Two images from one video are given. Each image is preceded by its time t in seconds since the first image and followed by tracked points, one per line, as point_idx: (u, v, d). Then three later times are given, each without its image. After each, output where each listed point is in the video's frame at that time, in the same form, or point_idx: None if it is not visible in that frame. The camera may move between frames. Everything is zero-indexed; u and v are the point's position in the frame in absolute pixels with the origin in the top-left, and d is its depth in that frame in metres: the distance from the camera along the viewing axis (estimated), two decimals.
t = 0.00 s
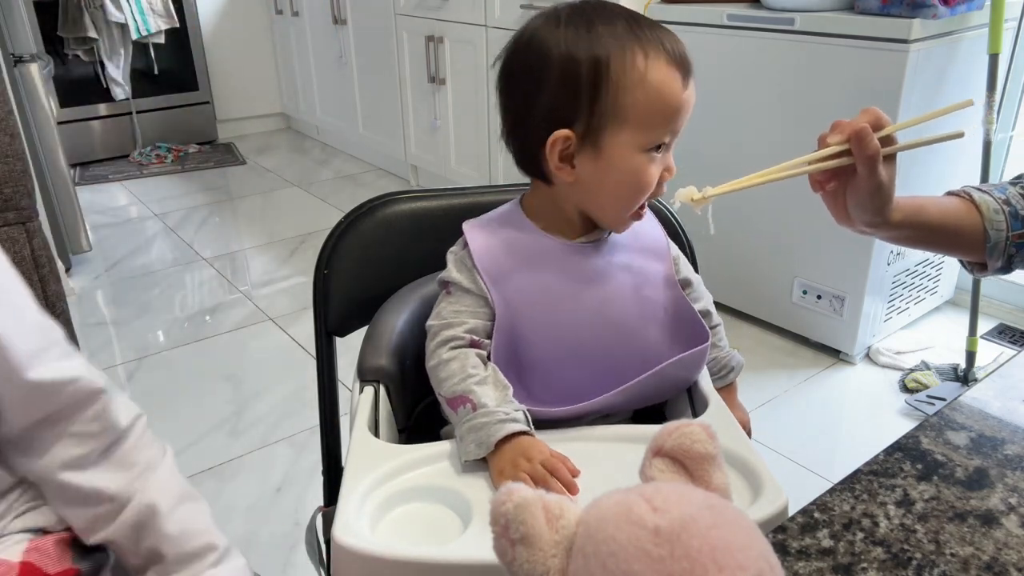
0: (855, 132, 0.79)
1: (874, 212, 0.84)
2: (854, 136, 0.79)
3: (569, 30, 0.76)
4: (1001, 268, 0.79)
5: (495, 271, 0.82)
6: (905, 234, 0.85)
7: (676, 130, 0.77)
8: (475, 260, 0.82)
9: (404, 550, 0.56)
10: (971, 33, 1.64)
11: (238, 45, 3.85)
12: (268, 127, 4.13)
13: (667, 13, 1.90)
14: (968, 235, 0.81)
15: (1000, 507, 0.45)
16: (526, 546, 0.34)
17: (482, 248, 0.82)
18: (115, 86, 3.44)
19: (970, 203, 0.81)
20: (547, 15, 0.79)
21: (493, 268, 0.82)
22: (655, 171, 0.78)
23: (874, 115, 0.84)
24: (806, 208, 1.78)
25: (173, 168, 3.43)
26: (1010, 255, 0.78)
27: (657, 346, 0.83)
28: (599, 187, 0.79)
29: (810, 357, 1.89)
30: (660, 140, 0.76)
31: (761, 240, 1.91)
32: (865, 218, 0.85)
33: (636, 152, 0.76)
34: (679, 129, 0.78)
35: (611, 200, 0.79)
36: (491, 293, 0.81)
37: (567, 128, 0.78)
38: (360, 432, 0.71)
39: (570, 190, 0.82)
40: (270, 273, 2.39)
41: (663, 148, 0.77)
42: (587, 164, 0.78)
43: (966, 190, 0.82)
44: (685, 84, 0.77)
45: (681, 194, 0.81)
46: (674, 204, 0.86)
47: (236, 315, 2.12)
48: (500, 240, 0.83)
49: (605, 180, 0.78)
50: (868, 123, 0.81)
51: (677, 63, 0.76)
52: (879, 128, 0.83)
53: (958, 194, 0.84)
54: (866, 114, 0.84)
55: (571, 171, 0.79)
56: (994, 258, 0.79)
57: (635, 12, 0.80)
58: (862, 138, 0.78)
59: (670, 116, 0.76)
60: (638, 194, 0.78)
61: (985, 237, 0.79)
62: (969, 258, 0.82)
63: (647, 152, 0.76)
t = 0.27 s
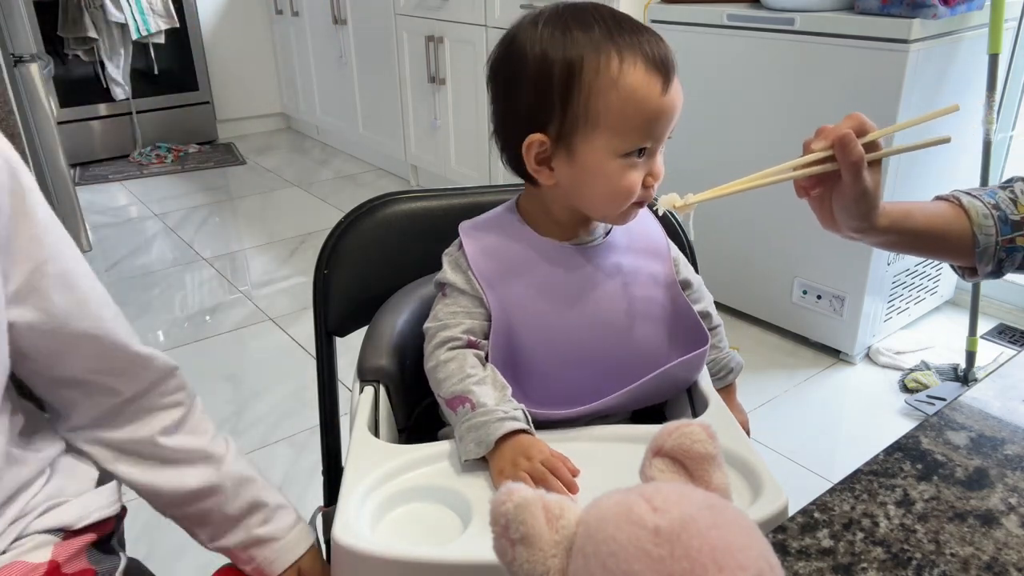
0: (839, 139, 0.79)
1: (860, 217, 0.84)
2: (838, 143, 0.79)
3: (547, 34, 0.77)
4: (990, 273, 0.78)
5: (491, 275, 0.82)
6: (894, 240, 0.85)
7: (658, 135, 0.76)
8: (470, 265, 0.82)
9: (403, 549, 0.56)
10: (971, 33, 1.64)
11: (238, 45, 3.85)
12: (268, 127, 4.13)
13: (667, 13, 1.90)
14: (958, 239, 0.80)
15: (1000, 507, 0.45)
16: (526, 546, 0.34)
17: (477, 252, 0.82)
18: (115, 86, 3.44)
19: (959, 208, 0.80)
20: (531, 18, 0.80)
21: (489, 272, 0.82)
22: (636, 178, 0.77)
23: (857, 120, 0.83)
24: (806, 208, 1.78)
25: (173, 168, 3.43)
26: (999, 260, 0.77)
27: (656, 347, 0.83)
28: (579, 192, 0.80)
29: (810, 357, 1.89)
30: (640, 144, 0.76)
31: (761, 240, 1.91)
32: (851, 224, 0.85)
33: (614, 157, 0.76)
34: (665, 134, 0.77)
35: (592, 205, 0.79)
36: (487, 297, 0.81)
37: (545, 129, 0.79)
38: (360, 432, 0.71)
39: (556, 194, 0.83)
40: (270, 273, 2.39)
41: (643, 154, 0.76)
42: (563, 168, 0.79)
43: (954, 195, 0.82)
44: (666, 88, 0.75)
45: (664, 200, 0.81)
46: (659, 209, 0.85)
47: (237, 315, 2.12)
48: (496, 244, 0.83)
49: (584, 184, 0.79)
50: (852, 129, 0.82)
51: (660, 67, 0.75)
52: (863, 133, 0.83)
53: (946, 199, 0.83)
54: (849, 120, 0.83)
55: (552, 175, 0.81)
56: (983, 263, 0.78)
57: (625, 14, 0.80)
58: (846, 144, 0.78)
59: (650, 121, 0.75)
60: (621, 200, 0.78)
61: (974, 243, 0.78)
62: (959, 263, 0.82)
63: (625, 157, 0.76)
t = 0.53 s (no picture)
0: (833, 141, 0.78)
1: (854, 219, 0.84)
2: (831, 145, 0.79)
3: (539, 33, 0.78)
4: (983, 275, 0.78)
5: (491, 275, 0.82)
6: (887, 241, 0.85)
7: (654, 133, 0.76)
8: (470, 265, 0.82)
9: (403, 549, 0.56)
10: (971, 33, 1.64)
11: (238, 45, 3.85)
12: (268, 127, 4.13)
13: (667, 13, 1.90)
14: (952, 240, 0.80)
15: (1000, 507, 0.45)
16: (526, 546, 0.34)
17: (477, 252, 0.82)
18: (115, 86, 3.44)
19: (953, 209, 0.80)
20: (526, 18, 0.80)
21: (489, 272, 0.82)
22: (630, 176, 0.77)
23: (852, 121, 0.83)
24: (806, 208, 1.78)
25: (173, 169, 3.43)
26: (993, 262, 0.77)
27: (656, 347, 0.83)
28: (573, 191, 0.80)
29: (810, 357, 1.89)
30: (632, 142, 0.75)
31: (761, 240, 1.91)
32: (846, 225, 0.85)
33: (605, 156, 0.76)
34: (661, 131, 0.77)
35: (586, 204, 0.79)
36: (487, 298, 0.81)
37: (537, 128, 0.80)
38: (360, 432, 0.71)
39: (552, 193, 0.83)
40: (270, 273, 2.39)
41: (637, 152, 0.76)
42: (556, 166, 0.80)
43: (949, 197, 0.81)
44: (659, 84, 0.75)
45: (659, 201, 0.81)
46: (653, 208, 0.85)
47: (236, 315, 2.12)
48: (496, 244, 0.83)
49: (578, 183, 0.79)
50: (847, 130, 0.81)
51: (652, 64, 0.75)
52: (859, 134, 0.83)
53: (940, 200, 0.83)
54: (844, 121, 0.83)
55: (547, 174, 0.81)
56: (977, 265, 0.78)
57: (619, 12, 0.79)
58: (841, 146, 0.78)
59: (642, 118, 0.74)
60: (614, 198, 0.77)
61: (968, 244, 0.78)
62: (954, 265, 0.82)
63: (617, 155, 0.76)
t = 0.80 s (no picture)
0: (827, 141, 0.78)
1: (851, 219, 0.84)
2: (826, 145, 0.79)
3: (534, 34, 0.78)
4: (980, 276, 0.78)
5: (490, 277, 0.82)
6: (884, 242, 0.85)
7: (652, 132, 0.75)
8: (469, 267, 0.82)
9: (403, 549, 0.56)
10: (971, 33, 1.64)
11: (238, 45, 3.85)
12: (268, 127, 4.13)
13: (667, 13, 1.90)
14: (950, 241, 0.80)
15: (1000, 507, 0.45)
16: (526, 546, 0.34)
17: (476, 254, 0.82)
18: (115, 86, 3.44)
19: (950, 210, 0.80)
20: (521, 20, 0.81)
21: (488, 274, 0.82)
22: (628, 176, 0.76)
23: (849, 122, 0.83)
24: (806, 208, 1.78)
25: (173, 168, 3.43)
26: (989, 262, 0.77)
27: (655, 350, 0.83)
28: (571, 193, 0.79)
29: (810, 357, 1.89)
30: (630, 141, 0.75)
31: (761, 240, 1.91)
32: (841, 226, 0.85)
33: (603, 156, 0.76)
34: (659, 131, 0.76)
35: (584, 205, 0.79)
36: (485, 300, 0.81)
37: (534, 129, 0.80)
38: (360, 432, 0.71)
39: (550, 195, 0.83)
40: (270, 273, 2.39)
41: (634, 152, 0.76)
42: (554, 167, 0.80)
43: (946, 198, 0.81)
44: (656, 82, 0.75)
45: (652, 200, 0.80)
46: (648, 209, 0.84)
47: (236, 315, 2.12)
48: (495, 246, 0.83)
49: (576, 185, 0.78)
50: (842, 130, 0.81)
51: (650, 64, 0.75)
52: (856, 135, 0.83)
53: (937, 201, 0.83)
54: (841, 122, 0.83)
55: (544, 176, 0.81)
56: (973, 266, 0.78)
57: (615, 12, 0.80)
58: (835, 146, 0.78)
59: (640, 118, 0.74)
60: (613, 197, 0.77)
61: (964, 245, 0.78)
62: (951, 265, 0.81)
63: (614, 156, 0.76)
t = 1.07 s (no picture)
0: (822, 148, 0.78)
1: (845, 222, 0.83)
2: (822, 151, 0.79)
3: (535, 37, 0.78)
4: (975, 278, 0.79)
5: (491, 278, 0.82)
6: (877, 244, 0.85)
7: (655, 131, 0.75)
8: (470, 267, 0.82)
9: (403, 549, 0.56)
10: (971, 33, 1.64)
11: (238, 45, 3.85)
12: (268, 127, 4.13)
13: (667, 13, 1.90)
14: (943, 243, 0.80)
15: (999, 507, 0.45)
16: (526, 546, 0.34)
17: (477, 254, 0.82)
18: (115, 86, 3.44)
19: (944, 212, 0.80)
20: (521, 22, 0.81)
21: (488, 274, 0.82)
22: (632, 176, 0.76)
23: (846, 127, 0.83)
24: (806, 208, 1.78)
25: (173, 168, 3.43)
26: (984, 264, 0.78)
27: (656, 350, 0.83)
28: (575, 194, 0.79)
29: (810, 357, 1.89)
30: (634, 141, 0.75)
31: (761, 240, 1.91)
32: (835, 229, 0.85)
33: (607, 157, 0.76)
34: (662, 130, 0.77)
35: (588, 206, 0.79)
36: (486, 301, 0.81)
37: (537, 131, 0.80)
38: (360, 432, 0.72)
39: (553, 196, 0.83)
40: (270, 273, 2.39)
41: (638, 152, 0.76)
42: (558, 168, 0.79)
43: (940, 199, 0.81)
44: (658, 82, 0.75)
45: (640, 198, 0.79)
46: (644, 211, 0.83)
47: (236, 315, 2.12)
48: (496, 246, 0.83)
49: (580, 186, 0.78)
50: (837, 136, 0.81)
51: (651, 63, 0.75)
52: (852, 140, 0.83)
53: (931, 201, 0.83)
54: (838, 127, 0.83)
55: (548, 178, 0.81)
56: (968, 267, 0.79)
57: (615, 12, 0.80)
58: (830, 153, 0.78)
59: (643, 118, 0.74)
60: (618, 198, 0.77)
61: (958, 247, 0.79)
62: (945, 266, 0.82)
63: (618, 156, 0.76)
